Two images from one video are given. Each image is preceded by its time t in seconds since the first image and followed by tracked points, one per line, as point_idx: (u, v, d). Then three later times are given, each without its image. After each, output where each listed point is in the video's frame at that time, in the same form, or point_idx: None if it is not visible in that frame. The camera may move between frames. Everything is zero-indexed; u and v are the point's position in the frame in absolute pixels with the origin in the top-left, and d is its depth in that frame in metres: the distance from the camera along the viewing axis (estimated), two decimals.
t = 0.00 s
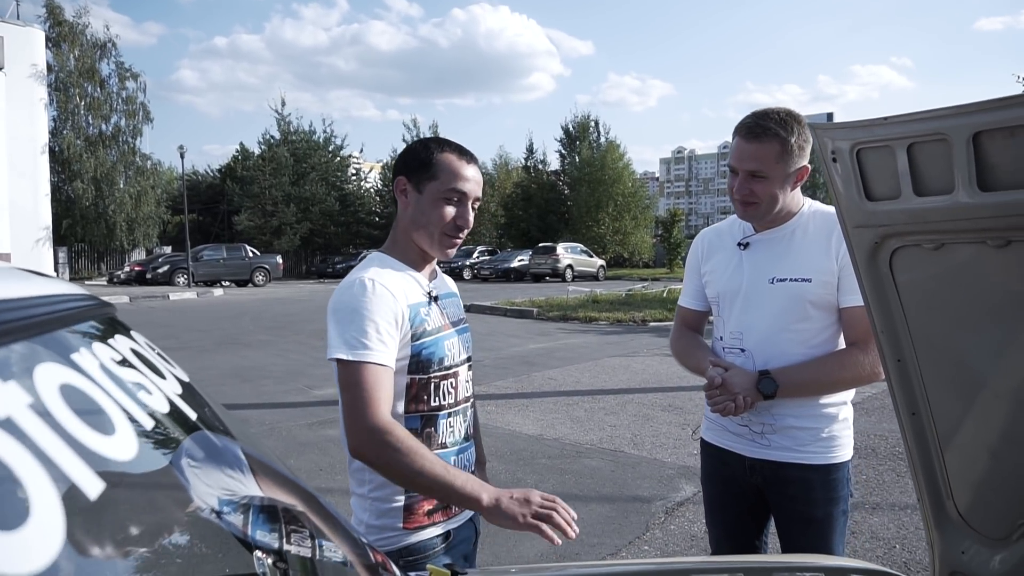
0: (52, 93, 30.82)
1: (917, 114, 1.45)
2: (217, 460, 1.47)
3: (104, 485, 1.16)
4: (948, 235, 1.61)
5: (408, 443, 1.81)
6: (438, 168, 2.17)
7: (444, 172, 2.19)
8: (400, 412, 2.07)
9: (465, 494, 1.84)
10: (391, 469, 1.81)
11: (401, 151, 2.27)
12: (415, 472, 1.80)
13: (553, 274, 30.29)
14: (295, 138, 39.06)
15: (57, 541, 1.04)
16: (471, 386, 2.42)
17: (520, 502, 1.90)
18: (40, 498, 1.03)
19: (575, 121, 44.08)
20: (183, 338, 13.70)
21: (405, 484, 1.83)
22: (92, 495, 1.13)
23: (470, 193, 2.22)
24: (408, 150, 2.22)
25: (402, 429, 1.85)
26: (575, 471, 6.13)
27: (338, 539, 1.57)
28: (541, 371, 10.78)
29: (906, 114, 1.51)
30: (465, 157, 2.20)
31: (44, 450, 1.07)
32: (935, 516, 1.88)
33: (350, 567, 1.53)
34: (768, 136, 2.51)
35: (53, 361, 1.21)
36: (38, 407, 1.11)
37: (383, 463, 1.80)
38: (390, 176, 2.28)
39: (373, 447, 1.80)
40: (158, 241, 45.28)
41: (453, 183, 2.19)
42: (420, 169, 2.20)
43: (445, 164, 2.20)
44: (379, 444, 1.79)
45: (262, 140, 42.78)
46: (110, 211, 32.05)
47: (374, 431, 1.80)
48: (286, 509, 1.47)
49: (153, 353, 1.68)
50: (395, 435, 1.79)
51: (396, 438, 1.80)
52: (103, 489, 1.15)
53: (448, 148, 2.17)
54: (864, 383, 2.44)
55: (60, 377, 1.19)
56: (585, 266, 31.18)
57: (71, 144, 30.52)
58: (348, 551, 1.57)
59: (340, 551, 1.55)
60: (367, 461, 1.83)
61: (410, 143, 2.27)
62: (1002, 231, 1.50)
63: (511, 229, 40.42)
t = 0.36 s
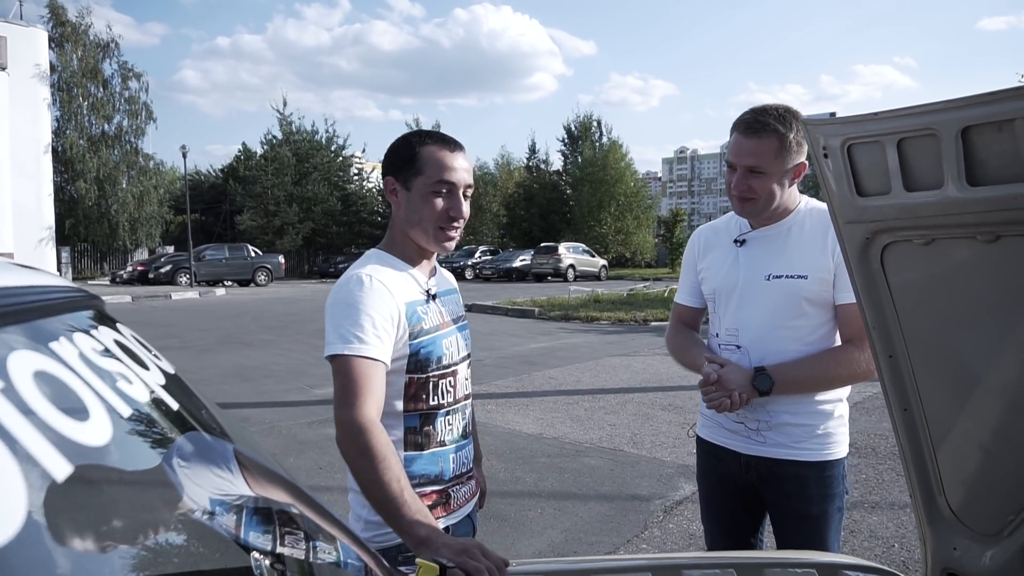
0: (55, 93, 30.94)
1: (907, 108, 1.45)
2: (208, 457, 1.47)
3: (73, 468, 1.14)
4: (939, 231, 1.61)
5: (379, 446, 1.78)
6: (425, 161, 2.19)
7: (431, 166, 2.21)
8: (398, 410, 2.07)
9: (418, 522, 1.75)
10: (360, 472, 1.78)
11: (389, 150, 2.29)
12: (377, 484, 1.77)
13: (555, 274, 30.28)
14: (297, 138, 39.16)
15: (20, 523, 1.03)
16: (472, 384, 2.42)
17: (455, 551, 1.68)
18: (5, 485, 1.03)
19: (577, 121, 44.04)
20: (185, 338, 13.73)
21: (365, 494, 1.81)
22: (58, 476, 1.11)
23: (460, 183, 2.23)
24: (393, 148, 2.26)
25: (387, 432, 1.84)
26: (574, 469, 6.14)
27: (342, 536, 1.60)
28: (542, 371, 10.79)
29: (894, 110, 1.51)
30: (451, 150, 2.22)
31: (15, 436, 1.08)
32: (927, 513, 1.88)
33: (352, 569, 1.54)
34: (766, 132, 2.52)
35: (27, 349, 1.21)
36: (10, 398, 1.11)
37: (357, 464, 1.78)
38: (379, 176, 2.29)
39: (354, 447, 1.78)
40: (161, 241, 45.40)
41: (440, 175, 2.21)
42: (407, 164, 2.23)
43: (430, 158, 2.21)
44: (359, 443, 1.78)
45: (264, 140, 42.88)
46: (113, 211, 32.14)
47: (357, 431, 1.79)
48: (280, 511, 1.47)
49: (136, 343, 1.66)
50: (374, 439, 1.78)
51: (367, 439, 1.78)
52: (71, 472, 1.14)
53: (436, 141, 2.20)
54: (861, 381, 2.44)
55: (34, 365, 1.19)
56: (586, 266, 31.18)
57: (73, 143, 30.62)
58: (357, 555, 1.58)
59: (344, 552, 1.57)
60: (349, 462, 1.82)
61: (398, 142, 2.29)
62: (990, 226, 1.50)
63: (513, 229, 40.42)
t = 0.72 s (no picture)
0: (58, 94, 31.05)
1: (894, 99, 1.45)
2: (195, 448, 1.46)
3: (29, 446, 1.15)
4: (928, 223, 1.61)
5: (363, 441, 1.78)
6: (414, 155, 2.19)
7: (418, 161, 2.22)
8: (384, 406, 2.08)
9: (398, 517, 1.75)
10: (343, 467, 1.79)
11: (377, 145, 2.30)
12: (360, 479, 1.78)
13: (557, 273, 30.27)
14: (299, 137, 39.22)
15: None
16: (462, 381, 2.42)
17: (434, 537, 1.67)
18: None
19: (579, 121, 44.02)
20: (188, 337, 13.76)
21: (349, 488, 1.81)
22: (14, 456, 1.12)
23: (447, 180, 2.24)
24: (382, 143, 2.27)
25: (372, 428, 1.85)
26: (573, 467, 6.14)
27: (330, 530, 1.56)
28: (542, 370, 10.79)
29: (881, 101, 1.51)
30: (440, 145, 2.23)
31: None
32: (919, 508, 1.88)
33: (341, 567, 1.46)
34: (761, 127, 2.51)
35: None
36: None
37: (342, 460, 1.79)
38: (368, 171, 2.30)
39: (339, 441, 1.79)
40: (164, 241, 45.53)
41: (428, 171, 2.22)
42: (395, 160, 2.24)
43: (418, 154, 2.22)
44: (343, 437, 1.79)
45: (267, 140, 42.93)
46: (116, 210, 32.46)
47: (343, 426, 1.80)
48: (270, 504, 1.46)
49: (119, 332, 1.62)
50: (357, 434, 1.79)
51: (352, 435, 1.78)
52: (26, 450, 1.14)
53: (423, 136, 2.20)
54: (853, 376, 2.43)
55: None
56: (588, 266, 31.18)
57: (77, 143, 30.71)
58: (346, 552, 1.51)
59: (332, 548, 1.50)
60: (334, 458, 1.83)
61: (385, 136, 2.31)
62: (978, 218, 1.50)
63: (515, 229, 40.45)
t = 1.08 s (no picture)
0: (61, 95, 31.12)
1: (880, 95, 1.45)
2: (180, 448, 1.46)
3: None
4: (913, 220, 1.61)
5: (351, 438, 1.79)
6: (414, 152, 2.20)
7: (420, 156, 2.23)
8: (375, 404, 2.08)
9: (384, 514, 1.75)
10: (330, 464, 1.80)
11: (372, 139, 2.29)
12: (347, 476, 1.78)
13: (559, 274, 30.26)
14: (302, 138, 39.24)
15: None
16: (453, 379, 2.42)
17: (418, 534, 1.67)
18: None
19: (582, 121, 43.98)
20: (189, 337, 13.78)
21: (336, 484, 1.81)
22: None
23: (447, 175, 2.26)
24: (381, 137, 2.25)
25: (360, 426, 1.85)
26: (571, 467, 6.13)
27: (316, 530, 1.54)
28: (542, 370, 10.78)
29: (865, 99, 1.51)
30: (438, 141, 2.24)
31: None
32: (908, 506, 1.88)
33: (327, 567, 1.43)
34: (753, 124, 2.51)
35: None
36: None
37: (329, 457, 1.79)
38: (362, 166, 2.29)
39: (330, 437, 1.79)
40: (166, 241, 45.58)
41: (429, 166, 2.23)
42: (396, 155, 2.24)
43: (418, 150, 2.23)
44: (331, 434, 1.79)
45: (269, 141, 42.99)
46: (118, 211, 32.19)
47: (331, 423, 1.80)
48: (256, 504, 1.44)
49: (96, 328, 1.59)
50: (347, 430, 1.79)
51: (340, 432, 1.79)
52: None
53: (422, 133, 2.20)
54: (845, 374, 2.43)
55: None
56: (590, 266, 31.15)
57: (79, 144, 30.75)
58: (333, 552, 1.49)
59: (318, 550, 1.47)
60: (322, 454, 1.83)
61: (381, 131, 2.30)
62: (964, 214, 1.51)
63: (517, 230, 40.47)
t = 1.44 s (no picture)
0: (66, 95, 31.23)
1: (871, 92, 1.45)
2: (171, 447, 1.46)
3: None
4: (905, 217, 1.62)
5: (346, 434, 1.79)
6: (407, 150, 2.21)
7: (413, 153, 2.24)
8: (373, 400, 2.08)
9: (377, 510, 1.75)
10: (326, 458, 1.80)
11: (370, 138, 2.32)
12: (343, 471, 1.78)
13: (562, 274, 30.24)
14: (306, 138, 39.30)
15: None
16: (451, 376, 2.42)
17: (412, 528, 1.68)
18: None
19: (585, 121, 43.92)
20: (191, 336, 13.80)
21: (332, 479, 1.82)
22: None
23: (440, 173, 2.26)
24: (376, 135, 2.28)
25: (356, 422, 1.85)
26: (572, 467, 6.13)
27: (310, 528, 1.53)
28: (544, 369, 10.78)
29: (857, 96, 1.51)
30: (433, 139, 2.25)
31: None
32: (900, 504, 1.88)
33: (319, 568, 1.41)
34: (748, 122, 2.51)
35: None
36: None
37: (325, 453, 1.80)
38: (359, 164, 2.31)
39: (326, 432, 1.80)
40: (171, 241, 45.69)
41: (422, 164, 2.24)
42: (390, 152, 2.25)
43: (412, 147, 2.24)
44: (327, 429, 1.80)
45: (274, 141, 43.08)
46: (123, 211, 32.25)
47: (327, 418, 1.81)
48: (249, 503, 1.44)
49: (85, 325, 1.59)
50: (342, 426, 1.80)
51: (336, 427, 1.79)
52: None
53: (416, 131, 2.21)
54: (840, 373, 2.42)
55: None
56: (594, 266, 31.12)
57: (84, 144, 30.85)
58: (326, 551, 1.48)
59: (311, 549, 1.46)
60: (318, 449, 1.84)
61: (378, 130, 2.32)
62: (954, 212, 1.51)
63: (521, 229, 40.45)
